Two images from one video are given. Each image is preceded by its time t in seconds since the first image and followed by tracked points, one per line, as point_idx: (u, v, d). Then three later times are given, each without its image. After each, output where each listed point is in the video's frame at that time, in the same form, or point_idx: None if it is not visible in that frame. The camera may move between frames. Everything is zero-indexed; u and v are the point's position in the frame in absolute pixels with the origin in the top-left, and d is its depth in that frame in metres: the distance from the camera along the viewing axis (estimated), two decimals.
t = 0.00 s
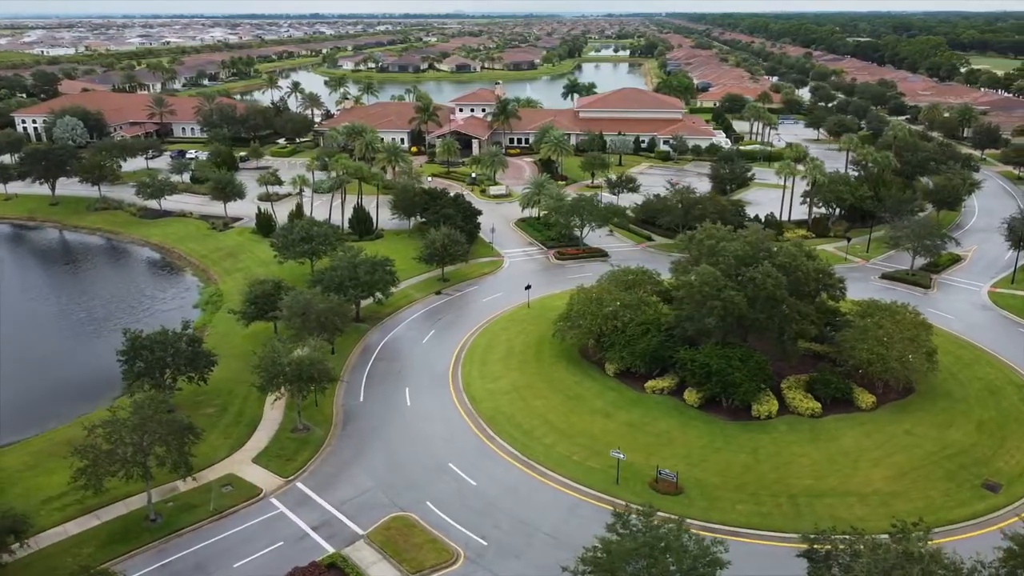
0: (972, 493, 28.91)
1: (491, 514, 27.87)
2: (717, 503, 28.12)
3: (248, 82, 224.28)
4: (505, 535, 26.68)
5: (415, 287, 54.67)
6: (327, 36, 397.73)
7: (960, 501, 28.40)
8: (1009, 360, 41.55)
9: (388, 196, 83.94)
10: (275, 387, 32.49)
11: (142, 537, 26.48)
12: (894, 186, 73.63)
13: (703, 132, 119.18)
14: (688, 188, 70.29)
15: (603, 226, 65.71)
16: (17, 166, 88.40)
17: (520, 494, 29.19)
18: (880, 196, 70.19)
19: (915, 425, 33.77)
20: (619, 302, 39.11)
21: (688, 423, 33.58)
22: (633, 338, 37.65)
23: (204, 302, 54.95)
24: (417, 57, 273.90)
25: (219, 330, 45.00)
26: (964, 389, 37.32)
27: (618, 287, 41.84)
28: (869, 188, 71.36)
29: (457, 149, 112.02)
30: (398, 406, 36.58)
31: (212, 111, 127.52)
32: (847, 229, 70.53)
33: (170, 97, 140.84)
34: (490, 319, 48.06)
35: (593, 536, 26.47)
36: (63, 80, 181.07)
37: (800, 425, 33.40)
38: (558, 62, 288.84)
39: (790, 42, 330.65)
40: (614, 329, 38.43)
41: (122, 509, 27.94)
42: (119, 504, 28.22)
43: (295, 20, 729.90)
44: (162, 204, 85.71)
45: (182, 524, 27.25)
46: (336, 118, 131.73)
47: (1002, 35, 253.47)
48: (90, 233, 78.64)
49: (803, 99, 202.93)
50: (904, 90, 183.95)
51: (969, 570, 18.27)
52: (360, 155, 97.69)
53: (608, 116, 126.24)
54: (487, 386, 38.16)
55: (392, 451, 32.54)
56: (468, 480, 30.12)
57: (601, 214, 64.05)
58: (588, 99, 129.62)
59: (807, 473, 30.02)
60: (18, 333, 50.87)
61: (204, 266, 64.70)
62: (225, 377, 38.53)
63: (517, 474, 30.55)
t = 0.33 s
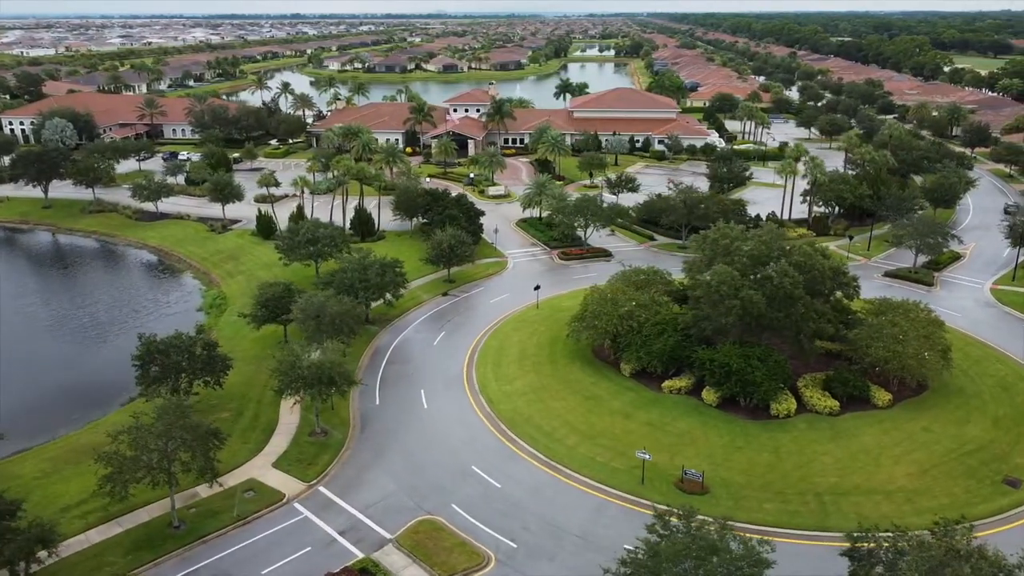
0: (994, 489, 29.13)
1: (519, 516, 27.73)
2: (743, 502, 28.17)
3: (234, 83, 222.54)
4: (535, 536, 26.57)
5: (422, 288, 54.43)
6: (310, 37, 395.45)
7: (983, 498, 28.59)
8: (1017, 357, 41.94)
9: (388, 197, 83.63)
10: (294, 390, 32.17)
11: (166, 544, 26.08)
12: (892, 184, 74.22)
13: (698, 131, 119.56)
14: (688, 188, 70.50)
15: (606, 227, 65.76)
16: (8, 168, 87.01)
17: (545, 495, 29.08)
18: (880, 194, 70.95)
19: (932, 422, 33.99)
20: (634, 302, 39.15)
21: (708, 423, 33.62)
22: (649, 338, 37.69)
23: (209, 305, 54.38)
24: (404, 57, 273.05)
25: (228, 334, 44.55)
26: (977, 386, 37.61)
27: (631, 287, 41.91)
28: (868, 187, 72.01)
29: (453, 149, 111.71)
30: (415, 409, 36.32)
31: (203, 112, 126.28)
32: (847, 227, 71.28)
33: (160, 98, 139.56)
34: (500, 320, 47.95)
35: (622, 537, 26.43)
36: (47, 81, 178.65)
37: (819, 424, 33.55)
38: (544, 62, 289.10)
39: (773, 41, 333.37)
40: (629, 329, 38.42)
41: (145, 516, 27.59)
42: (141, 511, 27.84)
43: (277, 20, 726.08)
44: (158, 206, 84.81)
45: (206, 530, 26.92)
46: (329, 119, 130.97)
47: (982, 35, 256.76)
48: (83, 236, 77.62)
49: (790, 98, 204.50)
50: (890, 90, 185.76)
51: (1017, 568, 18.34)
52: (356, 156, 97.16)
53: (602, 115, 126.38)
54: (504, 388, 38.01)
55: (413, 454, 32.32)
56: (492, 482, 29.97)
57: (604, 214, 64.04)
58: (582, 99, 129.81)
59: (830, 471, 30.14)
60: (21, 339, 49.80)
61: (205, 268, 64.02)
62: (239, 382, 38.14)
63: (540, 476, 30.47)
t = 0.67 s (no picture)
0: (1015, 485, 29.36)
1: (545, 519, 27.63)
2: (769, 502, 28.25)
3: (220, 84, 220.84)
4: (563, 539, 26.48)
5: (428, 290, 54.23)
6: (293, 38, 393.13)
7: (1005, 494, 28.80)
8: None
9: (386, 198, 83.28)
10: (314, 394, 31.88)
11: (192, 551, 25.77)
12: (890, 183, 74.86)
13: (692, 131, 120.08)
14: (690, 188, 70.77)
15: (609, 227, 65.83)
16: None
17: (570, 497, 28.99)
18: (878, 193, 71.55)
19: (947, 419, 34.25)
20: (648, 303, 39.19)
21: (727, 423, 33.68)
22: (664, 338, 37.70)
23: (212, 309, 53.86)
24: (390, 57, 272.18)
25: (237, 338, 44.15)
26: (988, 383, 37.92)
27: (644, 287, 41.96)
28: (867, 186, 72.57)
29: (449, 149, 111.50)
30: (432, 411, 36.11)
31: (194, 113, 125.17)
32: (846, 226, 71.88)
33: (149, 99, 138.18)
34: (510, 321, 47.83)
35: (650, 538, 26.42)
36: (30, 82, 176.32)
37: (837, 422, 33.69)
38: (530, 62, 289.29)
39: (756, 41, 335.85)
40: (645, 329, 38.45)
41: (168, 523, 27.25)
42: (163, 518, 27.50)
43: (260, 20, 721.70)
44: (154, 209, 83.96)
45: (231, 537, 26.60)
46: (322, 119, 130.18)
47: (963, 35, 259.99)
48: (79, 240, 76.51)
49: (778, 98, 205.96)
50: (877, 89, 187.51)
51: None
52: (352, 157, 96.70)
53: (596, 115, 126.57)
54: (519, 390, 37.89)
55: (433, 456, 32.12)
56: (516, 485, 29.85)
57: (607, 214, 64.17)
58: (576, 100, 129.99)
59: (851, 470, 30.26)
60: (22, 343, 48.90)
61: (205, 271, 63.39)
62: (253, 387, 37.79)
63: (563, 478, 30.38)
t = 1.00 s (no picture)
0: None
1: (572, 521, 27.56)
2: (793, 501, 28.36)
3: (206, 85, 219.09)
4: (591, 540, 26.40)
5: (434, 291, 54.01)
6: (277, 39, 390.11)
7: None
8: None
9: (385, 199, 83.08)
10: (333, 398, 31.66)
11: (217, 557, 25.49)
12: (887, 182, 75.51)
13: (686, 130, 120.51)
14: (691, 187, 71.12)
15: (612, 227, 65.87)
16: None
17: (595, 498, 28.90)
18: (877, 192, 72.16)
19: (962, 417, 34.53)
20: (662, 303, 39.22)
21: (745, 422, 33.80)
22: (679, 338, 37.73)
23: (216, 312, 53.40)
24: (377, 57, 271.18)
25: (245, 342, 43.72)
26: (998, 380, 38.27)
27: (655, 287, 42.06)
28: (865, 185, 73.18)
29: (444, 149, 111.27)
30: (448, 413, 35.94)
31: (186, 114, 124.14)
32: (844, 224, 72.61)
33: (139, 100, 136.72)
34: (518, 322, 47.70)
35: (679, 539, 26.40)
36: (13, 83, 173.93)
37: (853, 421, 33.89)
38: (517, 62, 289.51)
39: (740, 41, 338.26)
40: (659, 329, 38.46)
41: (190, 529, 26.95)
42: (186, 525, 27.19)
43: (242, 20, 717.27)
44: (150, 211, 83.07)
45: (256, 543, 26.31)
46: (314, 120, 129.48)
47: (944, 35, 263.25)
48: (73, 243, 75.52)
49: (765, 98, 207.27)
50: (865, 88, 189.04)
51: None
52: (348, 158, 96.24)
53: (590, 115, 126.73)
54: (535, 391, 37.78)
55: (453, 459, 31.91)
56: (539, 487, 29.76)
57: (610, 214, 64.23)
58: (570, 100, 130.07)
59: (871, 468, 30.45)
60: (23, 346, 48.04)
61: (205, 274, 62.82)
62: (266, 391, 37.46)
63: (586, 479, 30.31)
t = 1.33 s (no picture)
0: None
1: (597, 522, 27.50)
2: (816, 500, 28.47)
3: (191, 86, 217.24)
4: (618, 542, 26.34)
5: (439, 292, 53.80)
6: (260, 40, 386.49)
7: None
8: None
9: (383, 200, 82.74)
10: (352, 401, 31.38)
11: (242, 564, 25.22)
12: (885, 181, 76.19)
13: (680, 130, 120.97)
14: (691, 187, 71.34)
15: (614, 228, 65.88)
16: None
17: (618, 500, 28.87)
18: (875, 191, 72.79)
19: (975, 414, 34.76)
20: (675, 303, 39.26)
21: (762, 421, 33.90)
22: (693, 338, 37.78)
23: (220, 315, 52.91)
24: (363, 57, 270.03)
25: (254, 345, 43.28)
26: (1008, 377, 38.57)
27: (666, 287, 42.12)
28: (863, 184, 73.85)
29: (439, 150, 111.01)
30: (464, 415, 35.81)
31: (177, 116, 123.02)
32: (842, 223, 73.19)
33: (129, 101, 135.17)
34: (527, 324, 47.62)
35: (705, 539, 26.41)
36: None
37: (869, 419, 34.07)
38: (504, 62, 289.36)
39: (724, 41, 340.30)
40: (672, 330, 38.49)
41: (213, 536, 26.63)
42: (208, 532, 26.86)
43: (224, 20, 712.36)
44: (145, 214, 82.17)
45: (280, 549, 26.03)
46: (307, 121, 128.67)
47: (926, 35, 266.47)
48: (67, 247, 74.49)
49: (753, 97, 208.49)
50: (852, 88, 190.71)
51: None
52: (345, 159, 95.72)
53: (584, 115, 126.86)
54: (549, 392, 37.70)
55: (473, 462, 31.75)
56: (561, 488, 29.70)
57: (612, 214, 64.31)
58: (563, 99, 130.09)
59: (890, 465, 30.61)
60: (25, 351, 47.29)
61: (206, 276, 62.23)
62: (279, 395, 37.12)
63: (608, 480, 30.28)
